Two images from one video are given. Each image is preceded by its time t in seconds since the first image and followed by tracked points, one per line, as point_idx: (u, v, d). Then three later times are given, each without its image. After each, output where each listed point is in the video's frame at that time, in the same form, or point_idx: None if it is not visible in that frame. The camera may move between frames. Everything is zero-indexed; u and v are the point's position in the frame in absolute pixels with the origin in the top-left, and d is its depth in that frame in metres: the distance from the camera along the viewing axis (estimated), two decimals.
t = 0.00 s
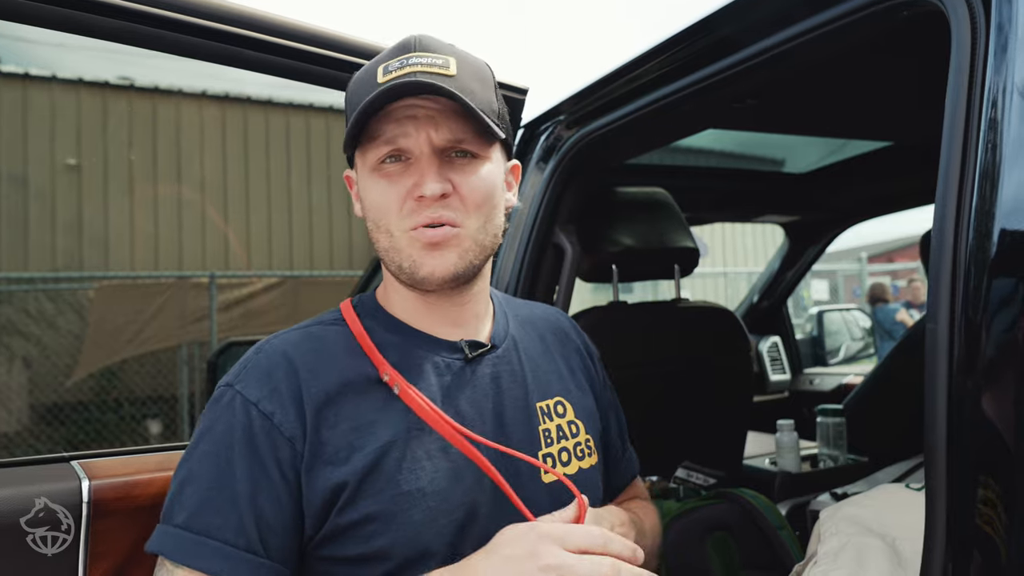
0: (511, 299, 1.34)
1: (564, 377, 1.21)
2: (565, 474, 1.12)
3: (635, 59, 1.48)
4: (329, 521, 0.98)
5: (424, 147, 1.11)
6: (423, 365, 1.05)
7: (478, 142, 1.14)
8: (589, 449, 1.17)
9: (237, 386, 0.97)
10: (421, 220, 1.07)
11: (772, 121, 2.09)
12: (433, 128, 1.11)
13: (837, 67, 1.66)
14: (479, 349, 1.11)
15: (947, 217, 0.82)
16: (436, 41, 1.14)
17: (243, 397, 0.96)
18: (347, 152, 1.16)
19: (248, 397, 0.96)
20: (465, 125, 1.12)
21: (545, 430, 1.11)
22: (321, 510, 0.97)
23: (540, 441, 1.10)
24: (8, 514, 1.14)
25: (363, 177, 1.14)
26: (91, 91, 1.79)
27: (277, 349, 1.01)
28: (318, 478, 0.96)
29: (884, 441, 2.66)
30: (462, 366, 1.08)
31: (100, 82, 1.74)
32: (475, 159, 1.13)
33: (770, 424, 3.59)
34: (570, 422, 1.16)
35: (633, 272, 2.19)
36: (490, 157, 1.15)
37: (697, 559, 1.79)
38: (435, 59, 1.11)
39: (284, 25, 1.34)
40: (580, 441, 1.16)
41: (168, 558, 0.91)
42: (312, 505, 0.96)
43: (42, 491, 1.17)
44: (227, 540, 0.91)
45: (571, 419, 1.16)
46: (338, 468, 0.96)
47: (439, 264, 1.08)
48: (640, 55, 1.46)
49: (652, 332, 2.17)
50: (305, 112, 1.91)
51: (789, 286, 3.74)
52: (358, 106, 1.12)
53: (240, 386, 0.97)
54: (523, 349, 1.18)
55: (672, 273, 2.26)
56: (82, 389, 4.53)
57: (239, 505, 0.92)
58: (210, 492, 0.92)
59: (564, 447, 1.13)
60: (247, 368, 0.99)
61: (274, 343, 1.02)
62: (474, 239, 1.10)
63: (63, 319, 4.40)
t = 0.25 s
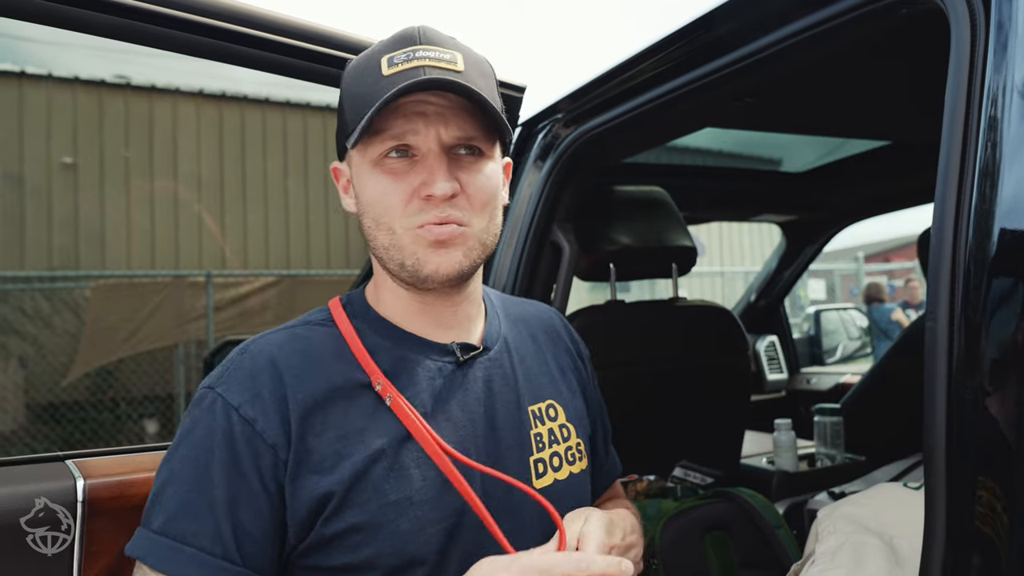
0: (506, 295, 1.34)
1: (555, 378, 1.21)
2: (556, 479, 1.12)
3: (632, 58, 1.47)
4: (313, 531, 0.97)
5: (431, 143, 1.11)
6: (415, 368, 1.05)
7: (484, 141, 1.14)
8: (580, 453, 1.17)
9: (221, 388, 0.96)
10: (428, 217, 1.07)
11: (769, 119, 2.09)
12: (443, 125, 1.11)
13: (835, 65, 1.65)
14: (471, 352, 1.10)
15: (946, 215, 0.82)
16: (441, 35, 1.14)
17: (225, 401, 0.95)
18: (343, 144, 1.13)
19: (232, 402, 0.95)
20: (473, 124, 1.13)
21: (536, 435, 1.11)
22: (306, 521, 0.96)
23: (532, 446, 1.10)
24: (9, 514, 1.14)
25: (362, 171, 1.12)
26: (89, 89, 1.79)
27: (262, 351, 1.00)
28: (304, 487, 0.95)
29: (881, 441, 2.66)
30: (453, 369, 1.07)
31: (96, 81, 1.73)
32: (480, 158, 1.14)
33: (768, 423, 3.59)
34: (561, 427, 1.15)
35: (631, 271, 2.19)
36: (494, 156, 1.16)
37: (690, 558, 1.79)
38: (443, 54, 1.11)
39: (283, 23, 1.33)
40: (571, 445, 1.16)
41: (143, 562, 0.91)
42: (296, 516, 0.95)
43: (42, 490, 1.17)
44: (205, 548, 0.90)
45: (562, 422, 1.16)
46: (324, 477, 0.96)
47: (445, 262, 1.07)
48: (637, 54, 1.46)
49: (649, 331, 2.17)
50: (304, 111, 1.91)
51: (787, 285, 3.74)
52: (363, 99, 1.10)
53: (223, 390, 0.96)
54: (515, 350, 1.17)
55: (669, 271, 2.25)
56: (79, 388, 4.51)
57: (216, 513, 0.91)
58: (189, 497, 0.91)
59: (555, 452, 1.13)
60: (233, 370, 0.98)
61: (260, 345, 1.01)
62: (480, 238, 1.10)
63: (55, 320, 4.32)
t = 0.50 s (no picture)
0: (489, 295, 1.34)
1: (540, 377, 1.20)
2: (543, 480, 1.11)
3: (629, 57, 1.47)
4: (297, 544, 0.95)
5: (423, 141, 1.11)
6: (399, 373, 1.04)
7: (474, 140, 1.16)
8: (566, 453, 1.17)
9: (195, 399, 0.94)
10: (421, 216, 1.07)
11: (766, 119, 2.09)
12: (437, 124, 1.12)
13: (832, 65, 1.65)
14: (455, 355, 1.09)
15: (945, 214, 0.82)
16: (431, 31, 1.14)
17: (199, 412, 0.93)
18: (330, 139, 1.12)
19: (208, 415, 0.92)
20: (465, 123, 1.14)
21: (523, 436, 1.10)
22: (288, 534, 0.95)
23: (518, 448, 1.09)
24: (9, 514, 1.14)
25: (351, 167, 1.10)
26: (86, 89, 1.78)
27: (239, 360, 0.98)
28: (286, 500, 0.94)
29: (878, 441, 2.66)
30: (437, 372, 1.06)
31: (93, 80, 1.73)
32: (471, 158, 1.15)
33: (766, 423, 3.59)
34: (547, 427, 1.15)
35: (628, 271, 2.19)
36: (483, 156, 1.18)
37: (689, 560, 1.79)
38: (437, 51, 1.11)
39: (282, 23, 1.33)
40: (557, 446, 1.15)
41: None
42: (278, 528, 0.94)
43: (42, 489, 1.17)
44: (177, 562, 0.89)
45: (548, 423, 1.15)
46: (307, 488, 0.94)
47: (437, 261, 1.07)
48: (634, 54, 1.45)
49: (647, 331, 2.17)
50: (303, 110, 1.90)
51: (784, 285, 3.74)
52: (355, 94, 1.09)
53: (198, 401, 0.94)
54: (498, 349, 1.17)
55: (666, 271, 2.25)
56: (75, 388, 4.37)
57: (189, 527, 0.89)
58: (162, 511, 0.90)
59: (542, 453, 1.12)
60: (208, 381, 0.96)
61: (238, 353, 0.99)
62: (470, 237, 1.12)
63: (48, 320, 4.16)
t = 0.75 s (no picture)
0: (473, 291, 1.35)
1: (530, 376, 1.22)
2: (538, 478, 1.11)
3: (628, 58, 1.47)
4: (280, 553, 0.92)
5: (424, 120, 1.08)
6: (388, 373, 1.03)
7: (464, 120, 1.15)
8: (558, 449, 1.18)
9: (161, 404, 0.92)
10: (429, 194, 1.05)
11: (765, 119, 2.09)
12: (434, 100, 1.10)
13: (832, 64, 1.65)
14: (443, 352, 1.09)
15: (945, 213, 0.82)
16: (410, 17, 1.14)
17: (162, 417, 0.91)
18: (323, 123, 1.06)
19: (170, 420, 0.90)
20: (457, 102, 1.13)
21: (516, 434, 1.11)
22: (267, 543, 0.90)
23: (511, 446, 1.09)
24: (9, 514, 1.14)
25: (349, 151, 1.06)
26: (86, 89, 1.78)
27: (207, 364, 0.96)
28: (259, 509, 0.90)
29: (877, 441, 2.66)
30: (425, 370, 1.06)
31: (91, 80, 1.72)
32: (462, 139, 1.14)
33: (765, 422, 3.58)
34: (539, 423, 1.16)
35: (627, 271, 2.19)
36: (472, 138, 1.18)
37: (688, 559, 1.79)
38: (420, 32, 1.11)
39: (282, 23, 1.32)
40: (550, 442, 1.16)
41: None
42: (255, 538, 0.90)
43: (42, 489, 1.17)
44: (128, 567, 0.86)
45: (539, 420, 1.17)
46: (286, 495, 0.91)
47: (448, 237, 1.05)
48: (632, 54, 1.45)
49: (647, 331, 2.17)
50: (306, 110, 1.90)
51: (783, 285, 3.72)
52: (352, 76, 1.05)
53: (163, 405, 0.92)
54: (486, 345, 1.17)
55: (666, 272, 2.24)
56: (74, 389, 4.18)
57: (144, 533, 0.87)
58: (124, 515, 0.88)
59: (536, 450, 1.13)
60: (176, 385, 0.94)
61: (208, 358, 0.98)
62: (473, 215, 1.11)
63: (47, 320, 4.10)
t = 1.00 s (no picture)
0: (450, 292, 1.34)
1: (510, 375, 1.22)
2: (524, 476, 1.12)
3: (627, 58, 1.47)
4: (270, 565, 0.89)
5: (400, 121, 1.08)
6: (371, 375, 1.02)
7: (441, 122, 1.15)
8: (542, 446, 1.18)
9: (134, 417, 0.89)
10: (404, 195, 1.04)
11: (764, 119, 2.09)
12: (413, 101, 1.10)
13: (833, 65, 1.65)
14: (425, 353, 1.08)
15: (945, 214, 0.82)
16: (391, 15, 1.14)
17: (138, 431, 0.87)
18: (297, 116, 1.05)
19: (147, 434, 0.87)
20: (435, 104, 1.13)
21: (501, 432, 1.11)
22: (257, 556, 0.88)
23: (497, 445, 1.09)
24: (9, 514, 1.14)
25: (323, 147, 1.05)
26: (86, 89, 1.78)
27: (183, 373, 0.93)
28: (248, 521, 0.87)
29: (876, 441, 2.66)
30: (408, 370, 1.05)
31: (90, 81, 1.72)
32: (438, 142, 1.14)
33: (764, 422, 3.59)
34: (522, 421, 1.16)
35: (626, 271, 2.19)
36: (448, 141, 1.18)
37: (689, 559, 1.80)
38: (401, 31, 1.11)
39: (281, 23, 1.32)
40: (534, 440, 1.17)
41: None
42: (245, 553, 0.87)
43: (42, 490, 1.18)
44: None
45: (522, 417, 1.17)
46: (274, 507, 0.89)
47: (422, 239, 1.05)
48: (632, 55, 1.45)
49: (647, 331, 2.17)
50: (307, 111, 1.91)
51: (782, 285, 3.72)
52: (331, 71, 1.04)
53: (136, 418, 0.89)
54: (467, 344, 1.18)
55: (665, 272, 2.24)
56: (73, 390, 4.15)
57: (125, 553, 0.83)
58: (103, 535, 0.84)
59: (521, 448, 1.13)
60: (150, 398, 0.91)
61: (184, 367, 0.95)
62: (446, 219, 1.10)
63: (46, 320, 4.25)
